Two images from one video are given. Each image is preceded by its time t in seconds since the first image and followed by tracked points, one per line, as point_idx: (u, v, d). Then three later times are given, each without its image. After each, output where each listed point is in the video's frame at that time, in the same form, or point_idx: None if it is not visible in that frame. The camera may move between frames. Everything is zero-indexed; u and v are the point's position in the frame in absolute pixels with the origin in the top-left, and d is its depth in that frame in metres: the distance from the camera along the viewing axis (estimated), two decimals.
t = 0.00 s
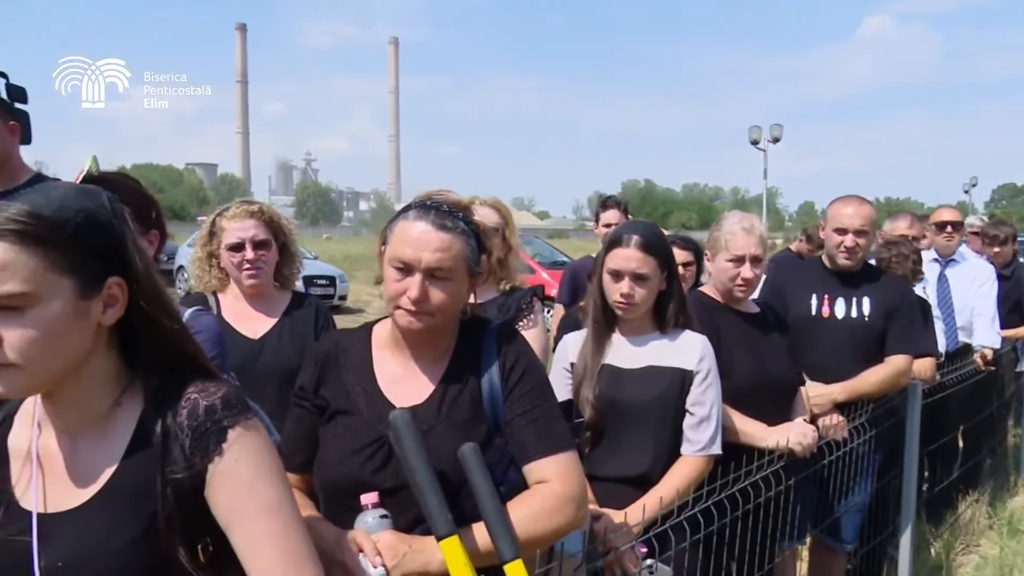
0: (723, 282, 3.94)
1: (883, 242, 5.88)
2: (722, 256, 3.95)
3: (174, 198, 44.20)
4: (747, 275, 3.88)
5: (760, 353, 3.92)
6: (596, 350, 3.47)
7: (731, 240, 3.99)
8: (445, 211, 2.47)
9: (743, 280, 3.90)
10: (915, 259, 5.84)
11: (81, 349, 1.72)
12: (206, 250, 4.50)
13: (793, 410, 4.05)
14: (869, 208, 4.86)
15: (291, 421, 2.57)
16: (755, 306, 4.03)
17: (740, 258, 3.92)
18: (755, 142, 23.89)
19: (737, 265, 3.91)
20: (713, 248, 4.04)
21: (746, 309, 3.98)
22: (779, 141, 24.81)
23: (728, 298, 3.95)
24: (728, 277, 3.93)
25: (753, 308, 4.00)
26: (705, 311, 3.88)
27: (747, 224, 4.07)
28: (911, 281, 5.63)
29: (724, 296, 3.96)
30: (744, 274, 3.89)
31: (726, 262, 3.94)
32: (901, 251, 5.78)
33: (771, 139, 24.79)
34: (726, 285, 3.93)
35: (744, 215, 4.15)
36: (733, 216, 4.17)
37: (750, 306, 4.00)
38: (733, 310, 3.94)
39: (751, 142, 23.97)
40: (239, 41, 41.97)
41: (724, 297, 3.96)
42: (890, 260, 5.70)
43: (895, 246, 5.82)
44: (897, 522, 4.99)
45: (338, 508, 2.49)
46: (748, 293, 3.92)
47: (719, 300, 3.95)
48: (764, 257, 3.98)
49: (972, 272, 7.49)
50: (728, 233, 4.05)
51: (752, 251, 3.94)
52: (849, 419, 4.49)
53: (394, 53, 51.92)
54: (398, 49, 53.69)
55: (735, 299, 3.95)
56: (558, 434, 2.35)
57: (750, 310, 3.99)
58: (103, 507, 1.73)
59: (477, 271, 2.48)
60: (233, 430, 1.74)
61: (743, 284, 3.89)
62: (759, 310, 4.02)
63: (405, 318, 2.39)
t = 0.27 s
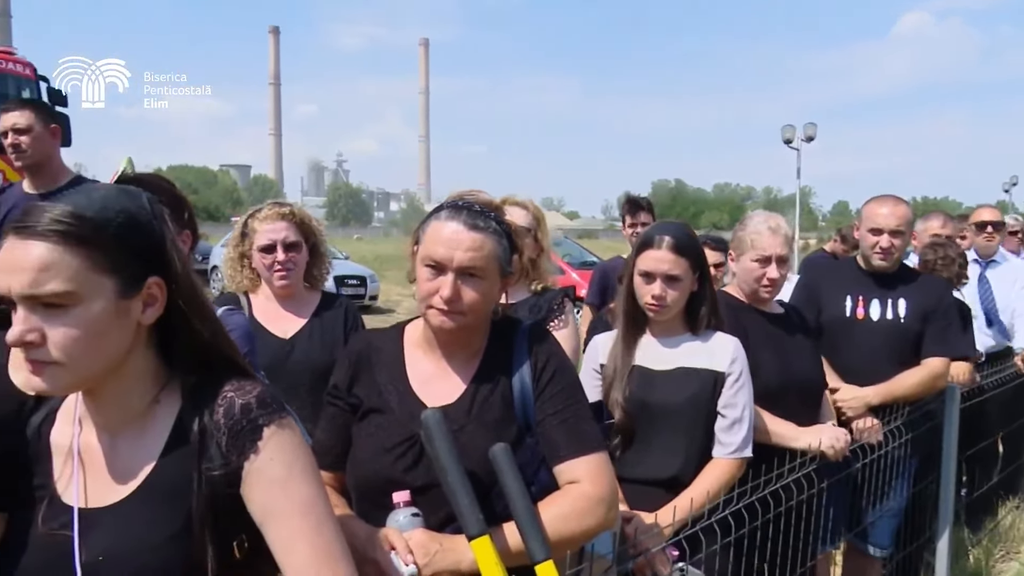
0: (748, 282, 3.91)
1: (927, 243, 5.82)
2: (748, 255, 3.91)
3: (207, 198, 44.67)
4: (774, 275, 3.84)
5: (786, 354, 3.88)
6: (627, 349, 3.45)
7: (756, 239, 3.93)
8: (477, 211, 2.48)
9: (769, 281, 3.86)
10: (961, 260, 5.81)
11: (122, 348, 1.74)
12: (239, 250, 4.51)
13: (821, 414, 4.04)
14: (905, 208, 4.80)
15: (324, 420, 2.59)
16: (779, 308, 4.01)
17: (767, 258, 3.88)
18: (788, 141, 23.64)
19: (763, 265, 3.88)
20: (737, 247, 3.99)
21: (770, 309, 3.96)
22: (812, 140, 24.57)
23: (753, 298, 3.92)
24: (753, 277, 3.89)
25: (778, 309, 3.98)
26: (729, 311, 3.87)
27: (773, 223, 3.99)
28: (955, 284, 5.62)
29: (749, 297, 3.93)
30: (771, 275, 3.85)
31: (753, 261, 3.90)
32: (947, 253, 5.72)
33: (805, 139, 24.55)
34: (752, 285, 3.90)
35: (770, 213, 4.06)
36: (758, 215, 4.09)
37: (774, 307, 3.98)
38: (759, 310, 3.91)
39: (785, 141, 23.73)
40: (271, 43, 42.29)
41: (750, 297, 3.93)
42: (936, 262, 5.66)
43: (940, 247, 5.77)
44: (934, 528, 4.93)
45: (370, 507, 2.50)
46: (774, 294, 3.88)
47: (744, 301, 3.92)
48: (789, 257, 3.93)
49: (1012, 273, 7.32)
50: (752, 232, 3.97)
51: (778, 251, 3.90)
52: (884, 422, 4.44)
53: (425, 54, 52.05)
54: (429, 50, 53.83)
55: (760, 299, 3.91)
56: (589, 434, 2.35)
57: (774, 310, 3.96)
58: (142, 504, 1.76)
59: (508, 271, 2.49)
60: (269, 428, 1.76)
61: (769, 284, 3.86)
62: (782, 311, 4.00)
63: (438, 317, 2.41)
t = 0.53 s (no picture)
0: (769, 284, 3.88)
1: (960, 244, 5.76)
2: (769, 257, 3.87)
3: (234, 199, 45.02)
4: (792, 277, 3.80)
5: (809, 354, 3.86)
6: (652, 351, 3.44)
7: (777, 240, 3.87)
8: (502, 211, 2.48)
9: (788, 283, 3.82)
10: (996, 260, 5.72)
11: (151, 348, 1.76)
12: (266, 251, 4.54)
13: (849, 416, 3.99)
14: (934, 208, 4.75)
15: (350, 419, 2.60)
16: (806, 307, 3.97)
17: (786, 260, 3.83)
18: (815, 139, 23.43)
19: (782, 267, 3.84)
20: (760, 246, 3.95)
21: (795, 309, 3.92)
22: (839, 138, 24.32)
23: (773, 299, 3.89)
24: (773, 279, 3.87)
25: (802, 309, 3.94)
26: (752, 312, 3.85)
27: (796, 224, 3.92)
28: (989, 284, 5.55)
29: (770, 298, 3.90)
30: (790, 277, 3.82)
31: (773, 263, 3.87)
32: (980, 254, 5.65)
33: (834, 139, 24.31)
34: (771, 287, 3.87)
35: (794, 213, 3.99)
36: (783, 214, 4.02)
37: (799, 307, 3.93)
38: (781, 311, 3.89)
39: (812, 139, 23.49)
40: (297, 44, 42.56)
41: (770, 298, 3.90)
42: (969, 263, 5.60)
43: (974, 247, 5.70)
44: (964, 531, 4.88)
45: (395, 505, 2.51)
46: (794, 296, 3.85)
47: (765, 303, 3.90)
48: (812, 260, 3.85)
49: None
50: (774, 233, 3.91)
51: (800, 253, 3.82)
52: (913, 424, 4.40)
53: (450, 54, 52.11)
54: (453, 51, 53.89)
55: (781, 301, 3.88)
56: (614, 434, 2.34)
57: (799, 310, 3.92)
58: (171, 502, 1.78)
59: (533, 270, 2.49)
60: (296, 427, 1.77)
61: (788, 287, 3.82)
62: (810, 310, 3.97)
63: (463, 317, 2.41)
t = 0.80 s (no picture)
0: (793, 283, 3.86)
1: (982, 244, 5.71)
2: (792, 256, 3.85)
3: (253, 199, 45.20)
4: (816, 277, 3.78)
5: (834, 355, 3.84)
6: (670, 352, 3.44)
7: (801, 240, 3.86)
8: (520, 211, 2.48)
9: (813, 283, 3.81)
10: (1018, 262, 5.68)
11: (173, 346, 1.78)
12: (288, 250, 4.58)
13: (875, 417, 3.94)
14: (956, 207, 4.75)
15: (369, 418, 2.61)
16: (832, 308, 3.94)
17: (811, 260, 3.81)
18: (835, 139, 23.31)
19: (806, 267, 3.82)
20: (784, 246, 3.94)
21: (820, 310, 3.89)
22: (859, 137, 24.16)
23: (797, 299, 3.87)
24: (797, 279, 3.85)
25: (828, 309, 3.92)
26: (775, 314, 3.85)
27: (820, 223, 3.91)
28: (1013, 285, 5.50)
29: (794, 298, 3.88)
30: (814, 277, 3.80)
31: (797, 263, 3.85)
32: (1004, 254, 5.60)
33: (854, 136, 24.15)
34: (795, 287, 3.86)
35: (819, 214, 3.97)
36: (809, 214, 4.01)
37: (825, 307, 3.91)
38: (806, 311, 3.86)
39: (833, 138, 23.38)
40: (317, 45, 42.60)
41: (795, 298, 3.89)
42: (992, 264, 5.55)
43: (995, 248, 5.66)
44: (987, 534, 4.85)
45: (414, 504, 2.52)
46: (819, 296, 3.83)
47: (789, 302, 3.88)
48: (836, 259, 3.83)
49: None
50: (799, 233, 3.91)
51: (824, 253, 3.80)
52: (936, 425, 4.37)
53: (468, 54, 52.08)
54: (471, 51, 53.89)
55: (805, 301, 3.86)
56: (632, 434, 2.34)
57: (825, 311, 3.90)
58: (194, 500, 1.80)
59: (551, 270, 2.49)
60: (315, 426, 1.78)
61: (813, 287, 3.81)
62: (835, 311, 3.94)
63: (481, 316, 2.42)
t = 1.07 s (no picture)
0: (830, 285, 3.83)
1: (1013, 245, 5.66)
2: (831, 257, 3.83)
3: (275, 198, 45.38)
4: (855, 278, 3.75)
5: (871, 359, 3.79)
6: (694, 352, 3.42)
7: (839, 241, 3.84)
8: (545, 211, 2.49)
9: (851, 283, 3.76)
10: None
11: (202, 345, 1.79)
12: (318, 250, 4.62)
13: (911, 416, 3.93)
14: (988, 206, 4.71)
15: (394, 416, 2.62)
16: (868, 311, 3.90)
17: (848, 260, 3.78)
18: (863, 138, 23.12)
19: (844, 268, 3.78)
20: (822, 248, 3.92)
21: (856, 314, 3.85)
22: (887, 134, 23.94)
23: (835, 301, 3.83)
24: (835, 280, 3.82)
25: (864, 313, 3.88)
26: (809, 314, 3.79)
27: (858, 224, 3.89)
28: None
29: (832, 300, 3.85)
30: (852, 278, 3.76)
31: (834, 264, 3.82)
32: None
33: (880, 135, 23.98)
34: (833, 288, 3.82)
35: (857, 214, 3.96)
36: (846, 215, 4.00)
37: (861, 311, 3.88)
38: (843, 314, 3.83)
39: (861, 136, 23.18)
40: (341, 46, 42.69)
41: (833, 300, 3.85)
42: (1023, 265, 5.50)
43: None
44: (1015, 542, 4.83)
45: (438, 502, 2.53)
46: (857, 297, 3.79)
47: (827, 304, 3.84)
48: (875, 260, 3.79)
49: None
50: (836, 234, 3.89)
51: (863, 253, 3.78)
52: (966, 429, 4.34)
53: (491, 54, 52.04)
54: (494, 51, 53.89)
55: (842, 303, 3.82)
56: (657, 435, 2.33)
57: (861, 315, 3.86)
58: (222, 496, 1.82)
59: (576, 270, 2.49)
60: (342, 424, 1.79)
61: (851, 288, 3.77)
62: (872, 315, 3.91)
63: (506, 316, 2.42)
